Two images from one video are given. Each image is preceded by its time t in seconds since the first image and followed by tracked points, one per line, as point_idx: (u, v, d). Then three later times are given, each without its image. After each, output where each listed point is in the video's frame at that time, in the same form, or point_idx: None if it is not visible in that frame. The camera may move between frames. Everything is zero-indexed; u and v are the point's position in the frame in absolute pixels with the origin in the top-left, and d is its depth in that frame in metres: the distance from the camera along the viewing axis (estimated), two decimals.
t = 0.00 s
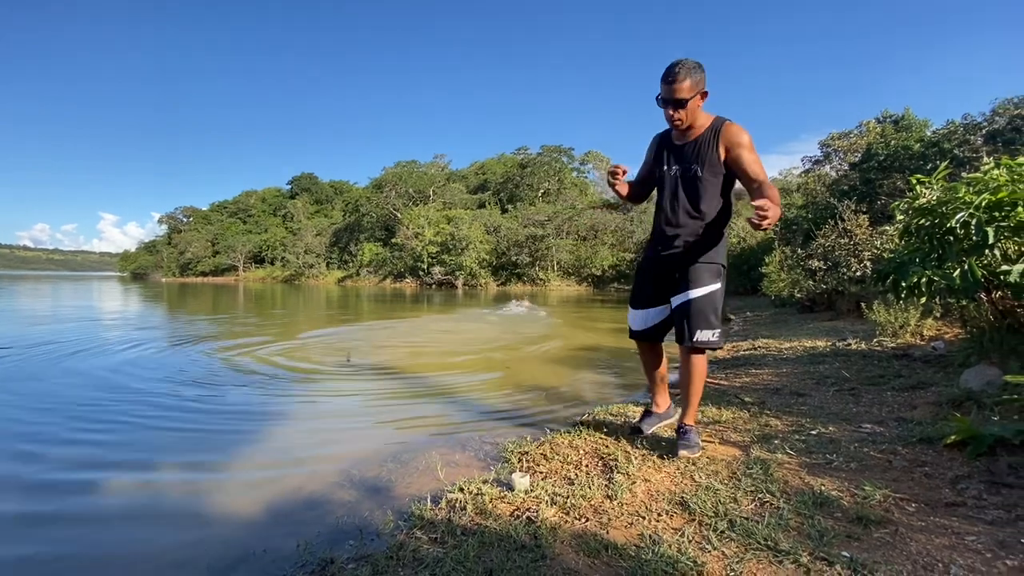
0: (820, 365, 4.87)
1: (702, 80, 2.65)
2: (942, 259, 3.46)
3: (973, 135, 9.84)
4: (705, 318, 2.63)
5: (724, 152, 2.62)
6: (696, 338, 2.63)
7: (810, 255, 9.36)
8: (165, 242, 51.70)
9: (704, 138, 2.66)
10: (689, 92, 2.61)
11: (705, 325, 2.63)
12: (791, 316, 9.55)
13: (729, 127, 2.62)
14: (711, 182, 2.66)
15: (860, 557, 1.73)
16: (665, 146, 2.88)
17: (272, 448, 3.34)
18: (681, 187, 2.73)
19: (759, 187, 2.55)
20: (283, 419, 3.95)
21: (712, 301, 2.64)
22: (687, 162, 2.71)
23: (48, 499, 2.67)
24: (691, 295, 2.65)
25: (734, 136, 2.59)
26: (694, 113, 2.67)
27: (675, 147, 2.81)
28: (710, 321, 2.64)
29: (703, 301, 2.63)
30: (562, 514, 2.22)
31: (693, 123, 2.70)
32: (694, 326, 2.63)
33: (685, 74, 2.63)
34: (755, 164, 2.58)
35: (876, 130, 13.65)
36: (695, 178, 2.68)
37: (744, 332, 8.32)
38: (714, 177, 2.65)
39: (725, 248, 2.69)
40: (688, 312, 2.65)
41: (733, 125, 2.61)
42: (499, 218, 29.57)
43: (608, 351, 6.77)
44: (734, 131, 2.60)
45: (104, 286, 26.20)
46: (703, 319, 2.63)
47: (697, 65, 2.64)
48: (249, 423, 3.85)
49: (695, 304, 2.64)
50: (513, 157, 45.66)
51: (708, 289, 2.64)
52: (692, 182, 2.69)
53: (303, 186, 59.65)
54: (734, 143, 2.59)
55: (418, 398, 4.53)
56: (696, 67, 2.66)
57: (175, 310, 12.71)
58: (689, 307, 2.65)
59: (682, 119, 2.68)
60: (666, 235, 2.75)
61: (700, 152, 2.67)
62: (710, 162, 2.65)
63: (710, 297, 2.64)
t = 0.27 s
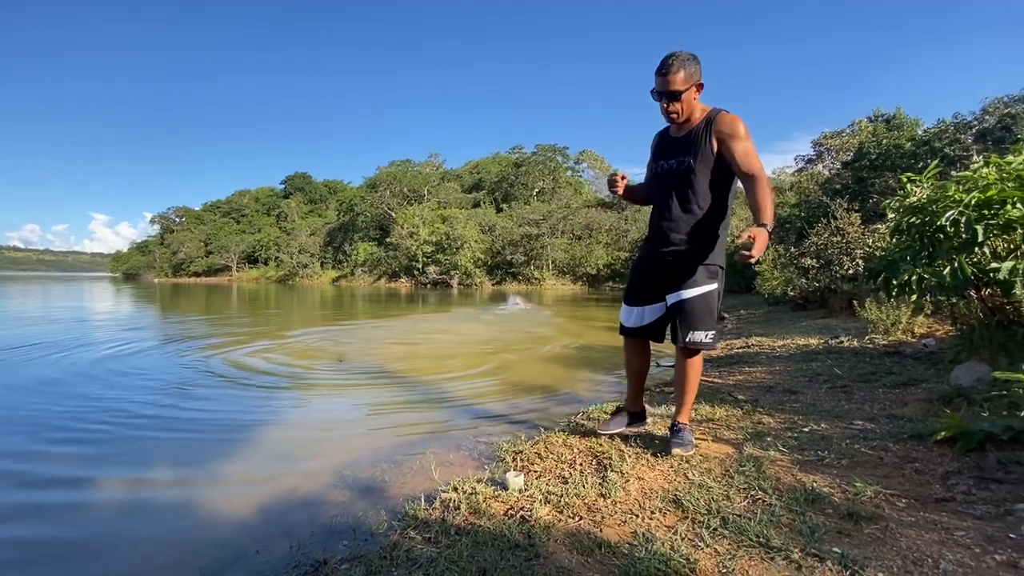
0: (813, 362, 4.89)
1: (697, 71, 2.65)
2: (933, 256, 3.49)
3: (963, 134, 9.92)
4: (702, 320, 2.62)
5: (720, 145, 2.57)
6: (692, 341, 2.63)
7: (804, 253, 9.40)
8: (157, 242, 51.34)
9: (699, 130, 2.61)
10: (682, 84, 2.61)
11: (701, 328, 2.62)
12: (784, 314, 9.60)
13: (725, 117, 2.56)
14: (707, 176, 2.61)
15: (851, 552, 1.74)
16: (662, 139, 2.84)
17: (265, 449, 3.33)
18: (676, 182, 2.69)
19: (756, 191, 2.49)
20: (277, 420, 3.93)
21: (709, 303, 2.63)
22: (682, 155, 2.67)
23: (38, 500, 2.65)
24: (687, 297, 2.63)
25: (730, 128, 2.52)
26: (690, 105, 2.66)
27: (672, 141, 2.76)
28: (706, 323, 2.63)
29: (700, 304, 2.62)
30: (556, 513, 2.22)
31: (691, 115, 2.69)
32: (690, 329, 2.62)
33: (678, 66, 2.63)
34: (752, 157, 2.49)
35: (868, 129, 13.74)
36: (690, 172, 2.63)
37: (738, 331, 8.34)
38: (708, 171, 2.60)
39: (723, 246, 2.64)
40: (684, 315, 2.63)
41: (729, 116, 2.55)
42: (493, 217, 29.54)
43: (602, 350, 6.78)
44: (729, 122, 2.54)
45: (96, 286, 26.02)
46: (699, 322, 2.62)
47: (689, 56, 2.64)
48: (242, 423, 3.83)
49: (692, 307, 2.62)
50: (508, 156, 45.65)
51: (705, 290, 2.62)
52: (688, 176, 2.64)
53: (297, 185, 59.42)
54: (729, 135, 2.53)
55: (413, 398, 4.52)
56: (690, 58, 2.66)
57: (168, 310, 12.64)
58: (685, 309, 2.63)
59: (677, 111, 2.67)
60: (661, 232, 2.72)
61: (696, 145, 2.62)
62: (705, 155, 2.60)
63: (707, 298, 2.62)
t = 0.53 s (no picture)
0: (805, 359, 4.92)
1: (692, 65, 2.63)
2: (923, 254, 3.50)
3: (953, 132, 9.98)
4: (691, 319, 2.61)
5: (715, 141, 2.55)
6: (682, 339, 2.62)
7: (796, 251, 9.44)
8: (149, 242, 50.96)
9: (693, 125, 2.59)
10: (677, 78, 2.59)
11: (691, 327, 2.61)
12: (777, 312, 9.63)
13: (719, 112, 2.55)
14: (701, 171, 2.59)
15: (842, 548, 1.75)
16: (655, 134, 2.81)
17: (257, 450, 3.31)
18: (670, 177, 2.66)
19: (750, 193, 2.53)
20: (269, 420, 3.91)
21: (700, 301, 2.61)
22: (676, 150, 2.64)
23: (26, 504, 2.62)
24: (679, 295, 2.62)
25: (725, 124, 2.52)
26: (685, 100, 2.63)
27: (665, 136, 2.73)
28: (696, 321, 2.62)
29: (691, 303, 2.60)
30: (549, 511, 2.22)
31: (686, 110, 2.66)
32: (679, 328, 2.62)
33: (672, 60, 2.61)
34: (747, 156, 2.51)
35: (859, 128, 13.80)
36: (685, 167, 2.60)
37: (731, 328, 8.37)
38: (703, 166, 2.58)
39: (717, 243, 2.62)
40: (674, 313, 2.63)
41: (723, 111, 2.54)
42: (487, 216, 29.50)
43: (596, 349, 6.78)
44: (724, 118, 2.53)
45: (88, 288, 25.82)
46: (688, 321, 2.61)
47: (683, 49, 2.62)
48: (234, 424, 3.81)
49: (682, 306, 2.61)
50: (502, 155, 45.60)
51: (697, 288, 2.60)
52: (682, 172, 2.62)
53: (290, 185, 59.15)
54: (724, 130, 2.52)
55: (407, 398, 4.51)
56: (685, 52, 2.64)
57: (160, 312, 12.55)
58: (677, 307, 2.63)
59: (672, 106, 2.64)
60: (656, 228, 2.70)
61: (690, 140, 2.59)
62: (699, 150, 2.58)
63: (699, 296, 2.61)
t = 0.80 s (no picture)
0: (797, 356, 4.94)
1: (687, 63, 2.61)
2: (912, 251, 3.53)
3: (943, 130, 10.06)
4: (688, 316, 2.61)
5: (711, 141, 2.57)
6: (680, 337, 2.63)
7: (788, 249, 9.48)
8: (140, 243, 50.60)
9: (689, 124, 2.58)
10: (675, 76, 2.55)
11: (690, 324, 2.62)
12: (770, 309, 9.67)
13: (714, 112, 2.56)
14: (697, 171, 2.59)
15: (832, 543, 1.76)
16: (642, 131, 2.78)
17: (249, 450, 3.29)
18: (665, 176, 2.64)
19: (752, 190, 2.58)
20: (262, 419, 3.90)
21: (697, 299, 2.62)
22: (670, 149, 2.63)
23: (14, 506, 2.59)
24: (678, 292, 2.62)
25: (722, 124, 2.54)
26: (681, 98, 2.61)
27: (655, 133, 2.71)
28: (694, 319, 2.62)
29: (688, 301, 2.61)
30: (541, 509, 2.22)
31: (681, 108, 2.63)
32: (676, 325, 2.62)
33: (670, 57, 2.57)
34: (744, 155, 2.55)
35: (851, 126, 13.88)
36: (681, 166, 2.59)
37: (724, 326, 8.40)
38: (699, 166, 2.58)
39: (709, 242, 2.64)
40: (670, 311, 2.64)
41: (719, 111, 2.55)
42: (481, 215, 29.48)
43: (590, 347, 6.78)
44: (719, 118, 2.54)
45: (78, 288, 25.59)
46: (687, 319, 2.62)
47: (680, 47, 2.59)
48: (226, 424, 3.79)
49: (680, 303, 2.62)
50: (495, 154, 45.57)
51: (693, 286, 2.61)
52: (678, 171, 2.60)
53: (283, 185, 58.88)
54: (720, 130, 2.54)
55: (400, 397, 4.50)
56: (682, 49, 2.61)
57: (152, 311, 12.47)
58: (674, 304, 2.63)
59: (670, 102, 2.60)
60: (650, 226, 2.66)
61: (686, 139, 2.58)
62: (695, 149, 2.58)
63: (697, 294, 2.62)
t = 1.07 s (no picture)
0: (789, 353, 4.96)
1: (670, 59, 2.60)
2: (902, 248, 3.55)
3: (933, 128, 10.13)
4: (682, 314, 2.62)
5: (697, 139, 2.58)
6: (675, 335, 2.64)
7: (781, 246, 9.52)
8: (132, 243, 50.23)
9: (675, 121, 2.58)
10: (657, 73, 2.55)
11: (684, 322, 2.63)
12: (763, 307, 9.72)
13: (699, 110, 2.57)
14: (686, 169, 2.59)
15: (822, 538, 1.76)
16: (626, 129, 2.77)
17: (241, 451, 3.27)
18: (654, 174, 2.62)
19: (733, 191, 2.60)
20: (254, 420, 3.88)
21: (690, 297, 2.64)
22: (658, 147, 2.61)
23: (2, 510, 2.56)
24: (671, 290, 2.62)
25: (707, 122, 2.55)
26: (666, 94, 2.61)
27: (641, 132, 2.70)
28: (688, 317, 2.64)
29: (682, 298, 2.62)
30: (534, 507, 2.21)
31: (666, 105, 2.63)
32: (670, 323, 2.62)
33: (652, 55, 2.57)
34: (727, 155, 2.58)
35: (842, 124, 13.96)
36: (670, 165, 2.58)
37: (717, 324, 8.43)
38: (687, 163, 2.58)
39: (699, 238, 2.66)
40: (663, 309, 2.64)
41: (703, 109, 2.56)
42: (475, 213, 29.44)
43: (584, 345, 6.78)
44: (704, 116, 2.56)
45: (69, 289, 25.39)
46: (682, 317, 2.63)
47: (662, 44, 2.59)
48: (217, 425, 3.76)
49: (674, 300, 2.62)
50: (489, 153, 45.53)
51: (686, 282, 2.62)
52: (666, 169, 2.60)
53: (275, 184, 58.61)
54: (706, 128, 2.55)
55: (393, 396, 4.48)
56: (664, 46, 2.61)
57: (144, 312, 12.39)
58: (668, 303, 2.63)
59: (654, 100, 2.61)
60: (641, 224, 2.64)
61: (673, 137, 2.58)
62: (683, 147, 2.58)
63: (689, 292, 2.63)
